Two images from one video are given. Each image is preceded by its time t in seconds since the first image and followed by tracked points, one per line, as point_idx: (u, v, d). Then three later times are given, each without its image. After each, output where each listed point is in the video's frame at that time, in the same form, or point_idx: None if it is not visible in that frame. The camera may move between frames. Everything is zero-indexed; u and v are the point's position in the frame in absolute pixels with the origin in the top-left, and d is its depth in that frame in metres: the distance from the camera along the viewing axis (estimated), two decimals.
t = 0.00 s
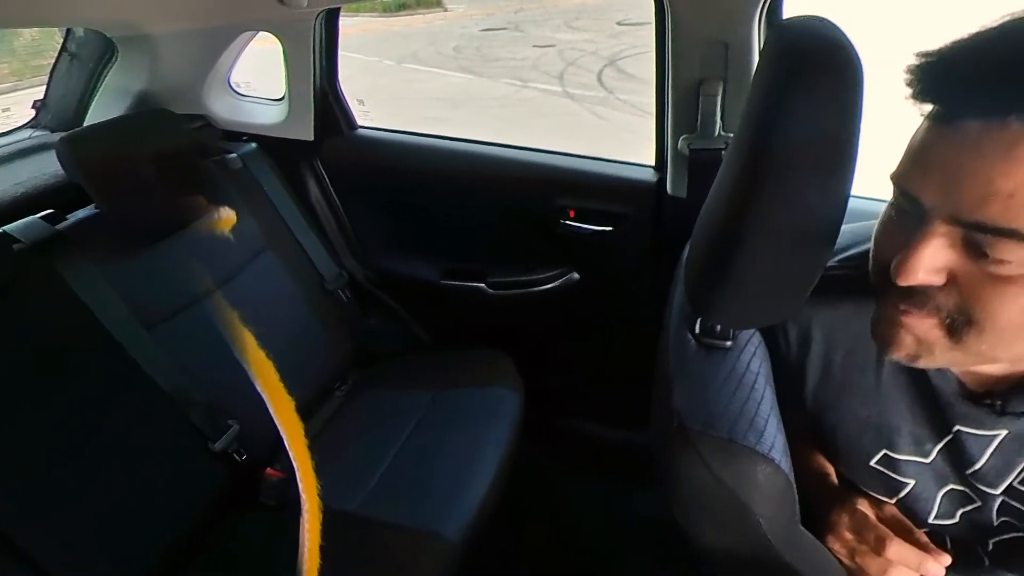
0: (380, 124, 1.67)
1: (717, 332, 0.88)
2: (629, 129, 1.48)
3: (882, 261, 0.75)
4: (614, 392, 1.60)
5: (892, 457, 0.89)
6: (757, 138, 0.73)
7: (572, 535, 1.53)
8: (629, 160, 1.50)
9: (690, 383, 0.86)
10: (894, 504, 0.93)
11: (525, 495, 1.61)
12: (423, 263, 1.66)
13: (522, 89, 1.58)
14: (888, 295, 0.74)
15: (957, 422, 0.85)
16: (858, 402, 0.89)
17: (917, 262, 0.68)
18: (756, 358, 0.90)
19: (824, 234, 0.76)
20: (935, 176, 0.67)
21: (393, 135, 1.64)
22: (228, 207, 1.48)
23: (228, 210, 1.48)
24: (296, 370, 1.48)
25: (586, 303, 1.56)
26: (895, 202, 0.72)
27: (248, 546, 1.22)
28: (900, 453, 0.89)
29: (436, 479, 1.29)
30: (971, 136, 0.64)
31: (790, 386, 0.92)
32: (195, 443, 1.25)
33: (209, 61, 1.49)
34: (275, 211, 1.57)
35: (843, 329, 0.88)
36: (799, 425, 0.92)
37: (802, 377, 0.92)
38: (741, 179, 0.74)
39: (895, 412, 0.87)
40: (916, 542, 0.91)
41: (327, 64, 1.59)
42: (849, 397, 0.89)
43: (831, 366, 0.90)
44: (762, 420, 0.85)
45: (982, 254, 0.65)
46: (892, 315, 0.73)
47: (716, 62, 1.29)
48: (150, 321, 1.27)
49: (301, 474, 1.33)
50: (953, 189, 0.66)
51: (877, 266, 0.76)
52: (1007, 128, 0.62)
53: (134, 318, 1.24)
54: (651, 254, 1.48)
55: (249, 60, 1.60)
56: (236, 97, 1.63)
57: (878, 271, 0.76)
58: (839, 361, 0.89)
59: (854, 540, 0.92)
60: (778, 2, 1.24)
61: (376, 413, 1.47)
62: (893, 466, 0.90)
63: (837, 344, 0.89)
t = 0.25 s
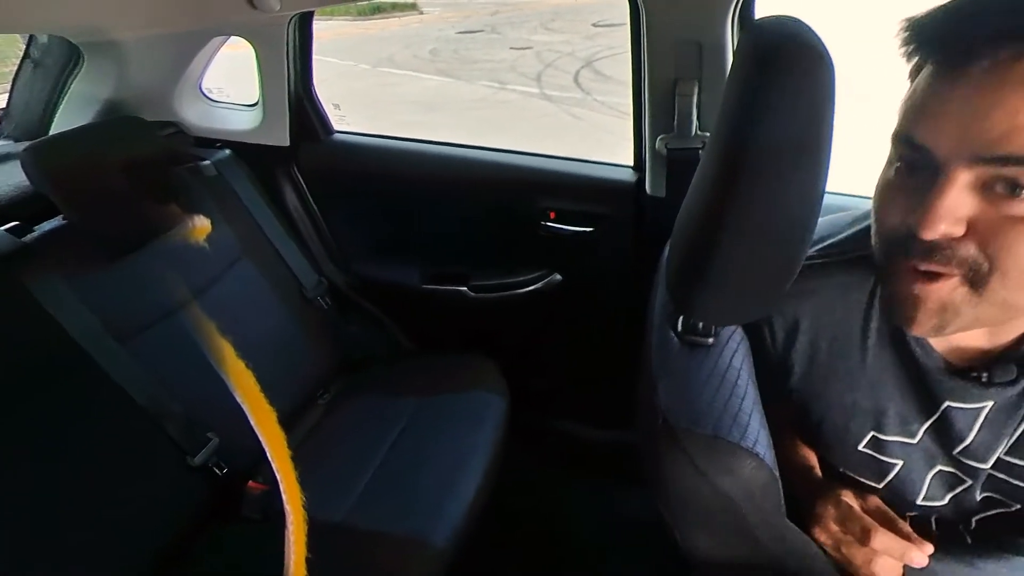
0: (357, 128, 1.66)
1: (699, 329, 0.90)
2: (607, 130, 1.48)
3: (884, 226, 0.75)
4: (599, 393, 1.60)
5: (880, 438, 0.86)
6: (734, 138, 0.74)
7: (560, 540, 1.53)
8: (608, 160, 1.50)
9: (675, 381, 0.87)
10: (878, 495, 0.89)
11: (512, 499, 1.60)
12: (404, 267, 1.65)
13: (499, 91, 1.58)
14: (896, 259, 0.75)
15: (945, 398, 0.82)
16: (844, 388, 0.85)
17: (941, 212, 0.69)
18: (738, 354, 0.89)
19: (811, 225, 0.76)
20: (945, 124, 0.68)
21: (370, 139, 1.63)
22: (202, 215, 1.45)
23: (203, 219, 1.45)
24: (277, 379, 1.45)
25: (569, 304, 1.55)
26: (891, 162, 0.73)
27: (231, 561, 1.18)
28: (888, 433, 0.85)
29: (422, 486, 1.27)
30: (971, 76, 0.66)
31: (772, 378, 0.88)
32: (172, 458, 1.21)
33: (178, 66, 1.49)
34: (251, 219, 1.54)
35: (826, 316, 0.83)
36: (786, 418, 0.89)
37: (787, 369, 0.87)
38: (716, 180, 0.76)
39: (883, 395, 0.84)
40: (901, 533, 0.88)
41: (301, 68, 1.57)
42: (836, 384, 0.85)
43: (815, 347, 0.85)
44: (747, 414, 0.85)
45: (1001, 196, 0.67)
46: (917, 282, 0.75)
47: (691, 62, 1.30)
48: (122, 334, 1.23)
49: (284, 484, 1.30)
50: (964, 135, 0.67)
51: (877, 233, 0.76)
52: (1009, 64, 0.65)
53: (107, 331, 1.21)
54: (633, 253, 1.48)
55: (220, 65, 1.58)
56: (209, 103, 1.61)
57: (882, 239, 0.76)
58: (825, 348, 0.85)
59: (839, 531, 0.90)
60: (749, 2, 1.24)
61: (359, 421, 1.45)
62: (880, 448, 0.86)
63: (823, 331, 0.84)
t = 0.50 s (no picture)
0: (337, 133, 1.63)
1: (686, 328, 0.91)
2: (588, 130, 1.48)
3: (886, 196, 0.62)
4: (587, 394, 1.59)
5: (869, 418, 0.74)
6: (712, 138, 0.74)
7: (549, 543, 1.52)
8: (592, 161, 1.49)
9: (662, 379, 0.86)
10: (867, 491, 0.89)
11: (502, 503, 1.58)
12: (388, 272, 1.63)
13: (479, 93, 1.58)
14: (905, 224, 0.62)
15: (934, 368, 0.72)
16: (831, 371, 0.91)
17: (957, 173, 0.57)
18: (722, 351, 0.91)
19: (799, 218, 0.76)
20: (955, 89, 0.58)
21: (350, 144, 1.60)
22: (179, 223, 1.42)
23: (180, 226, 1.42)
24: (259, 389, 1.42)
25: (554, 306, 1.54)
26: (894, 132, 0.60)
27: None
28: (876, 411, 0.74)
29: (410, 493, 1.25)
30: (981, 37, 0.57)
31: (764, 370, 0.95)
32: (152, 472, 1.19)
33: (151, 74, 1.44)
34: (230, 226, 1.51)
35: (816, 298, 0.76)
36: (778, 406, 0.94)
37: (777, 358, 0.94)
38: (701, 179, 0.76)
39: (873, 370, 0.74)
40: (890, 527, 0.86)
41: (274, 69, 1.54)
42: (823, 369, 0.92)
43: (803, 335, 0.76)
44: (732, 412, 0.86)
45: None
46: (927, 248, 0.62)
47: (669, 63, 1.30)
48: (98, 346, 1.20)
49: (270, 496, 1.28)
50: (981, 96, 0.56)
51: (869, 203, 0.65)
52: None
53: (82, 343, 1.18)
54: (617, 253, 1.48)
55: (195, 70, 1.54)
56: (183, 109, 1.57)
57: (885, 209, 0.63)
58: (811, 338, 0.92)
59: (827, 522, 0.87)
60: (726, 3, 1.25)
61: (345, 429, 1.43)
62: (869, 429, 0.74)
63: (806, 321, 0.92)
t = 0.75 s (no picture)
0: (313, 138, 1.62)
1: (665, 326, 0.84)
2: (565, 131, 1.48)
3: (875, 183, 0.70)
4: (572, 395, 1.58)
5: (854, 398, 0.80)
6: (687, 137, 0.73)
7: (538, 545, 1.51)
8: (568, 161, 1.49)
9: (645, 380, 0.83)
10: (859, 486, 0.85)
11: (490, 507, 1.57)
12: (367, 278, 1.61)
13: (457, 96, 1.55)
14: (888, 216, 0.71)
15: (916, 344, 0.78)
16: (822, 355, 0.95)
17: (944, 171, 0.65)
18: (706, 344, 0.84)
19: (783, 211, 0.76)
20: (946, 87, 0.64)
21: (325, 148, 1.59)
22: (152, 233, 1.38)
23: (153, 236, 1.38)
24: (238, 400, 1.39)
25: (537, 308, 1.53)
26: (883, 122, 0.68)
27: None
28: (861, 391, 0.80)
29: (395, 501, 1.22)
30: (973, 37, 0.62)
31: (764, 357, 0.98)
32: (128, 490, 1.15)
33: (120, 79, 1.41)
34: (205, 235, 1.48)
35: (798, 277, 0.79)
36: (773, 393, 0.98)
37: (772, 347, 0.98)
38: (678, 179, 0.74)
39: (859, 348, 0.79)
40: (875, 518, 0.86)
41: (251, 76, 1.53)
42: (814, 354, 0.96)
43: (790, 316, 0.81)
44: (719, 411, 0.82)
45: (1003, 153, 0.63)
46: (912, 236, 0.70)
47: (645, 63, 1.30)
48: (69, 362, 1.17)
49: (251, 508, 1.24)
50: (970, 95, 0.63)
51: (852, 190, 0.73)
52: (1019, 29, 0.60)
53: (52, 358, 1.14)
54: (598, 253, 1.47)
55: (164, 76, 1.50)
56: (153, 116, 1.54)
57: (870, 195, 0.71)
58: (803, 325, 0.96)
59: (814, 516, 0.87)
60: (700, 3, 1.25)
61: (328, 438, 1.40)
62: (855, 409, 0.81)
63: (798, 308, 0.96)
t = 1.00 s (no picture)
0: (292, 143, 1.59)
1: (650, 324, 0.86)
2: (547, 133, 1.47)
3: (835, 192, 0.60)
4: (558, 396, 1.57)
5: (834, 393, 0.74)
6: (667, 137, 0.74)
7: (526, 548, 1.50)
8: (551, 164, 1.49)
9: (633, 378, 0.85)
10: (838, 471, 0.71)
11: (478, 510, 1.56)
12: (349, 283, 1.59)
13: (437, 99, 1.54)
14: (847, 224, 0.61)
15: (887, 337, 0.72)
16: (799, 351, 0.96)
17: (895, 176, 0.55)
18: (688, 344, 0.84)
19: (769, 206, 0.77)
20: (897, 90, 0.54)
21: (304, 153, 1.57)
22: (127, 241, 1.36)
23: (128, 245, 1.36)
24: (219, 410, 1.36)
25: (521, 310, 1.53)
26: (838, 129, 0.57)
27: None
28: (838, 384, 0.74)
29: (382, 508, 1.21)
30: (921, 43, 0.53)
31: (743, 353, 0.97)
32: (107, 505, 1.11)
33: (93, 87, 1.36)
34: (182, 242, 1.46)
35: (775, 274, 0.76)
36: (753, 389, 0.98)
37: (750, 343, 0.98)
38: (659, 180, 0.76)
39: (832, 345, 0.74)
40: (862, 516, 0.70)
41: (225, 82, 1.51)
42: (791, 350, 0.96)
43: (765, 311, 0.77)
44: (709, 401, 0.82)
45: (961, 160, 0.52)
46: (874, 248, 0.60)
47: (624, 63, 1.30)
48: (40, 375, 1.14)
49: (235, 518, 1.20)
50: (922, 100, 0.53)
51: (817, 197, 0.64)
52: (963, 34, 0.52)
53: (23, 372, 1.11)
54: (581, 254, 1.47)
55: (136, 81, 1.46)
56: (126, 122, 1.50)
57: (835, 204, 0.61)
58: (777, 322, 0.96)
59: (801, 509, 0.75)
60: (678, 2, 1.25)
61: (313, 446, 1.38)
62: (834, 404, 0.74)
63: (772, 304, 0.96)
